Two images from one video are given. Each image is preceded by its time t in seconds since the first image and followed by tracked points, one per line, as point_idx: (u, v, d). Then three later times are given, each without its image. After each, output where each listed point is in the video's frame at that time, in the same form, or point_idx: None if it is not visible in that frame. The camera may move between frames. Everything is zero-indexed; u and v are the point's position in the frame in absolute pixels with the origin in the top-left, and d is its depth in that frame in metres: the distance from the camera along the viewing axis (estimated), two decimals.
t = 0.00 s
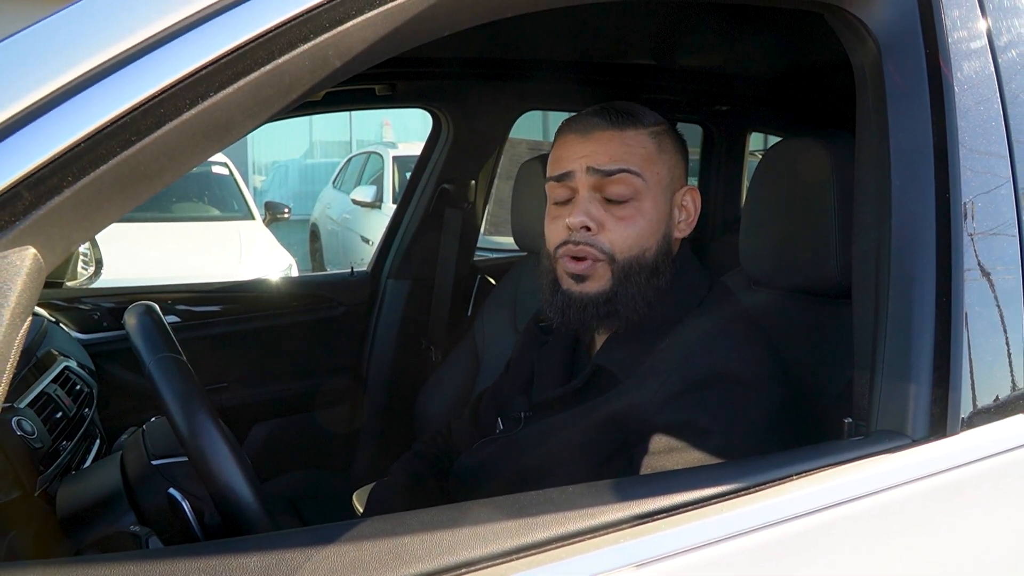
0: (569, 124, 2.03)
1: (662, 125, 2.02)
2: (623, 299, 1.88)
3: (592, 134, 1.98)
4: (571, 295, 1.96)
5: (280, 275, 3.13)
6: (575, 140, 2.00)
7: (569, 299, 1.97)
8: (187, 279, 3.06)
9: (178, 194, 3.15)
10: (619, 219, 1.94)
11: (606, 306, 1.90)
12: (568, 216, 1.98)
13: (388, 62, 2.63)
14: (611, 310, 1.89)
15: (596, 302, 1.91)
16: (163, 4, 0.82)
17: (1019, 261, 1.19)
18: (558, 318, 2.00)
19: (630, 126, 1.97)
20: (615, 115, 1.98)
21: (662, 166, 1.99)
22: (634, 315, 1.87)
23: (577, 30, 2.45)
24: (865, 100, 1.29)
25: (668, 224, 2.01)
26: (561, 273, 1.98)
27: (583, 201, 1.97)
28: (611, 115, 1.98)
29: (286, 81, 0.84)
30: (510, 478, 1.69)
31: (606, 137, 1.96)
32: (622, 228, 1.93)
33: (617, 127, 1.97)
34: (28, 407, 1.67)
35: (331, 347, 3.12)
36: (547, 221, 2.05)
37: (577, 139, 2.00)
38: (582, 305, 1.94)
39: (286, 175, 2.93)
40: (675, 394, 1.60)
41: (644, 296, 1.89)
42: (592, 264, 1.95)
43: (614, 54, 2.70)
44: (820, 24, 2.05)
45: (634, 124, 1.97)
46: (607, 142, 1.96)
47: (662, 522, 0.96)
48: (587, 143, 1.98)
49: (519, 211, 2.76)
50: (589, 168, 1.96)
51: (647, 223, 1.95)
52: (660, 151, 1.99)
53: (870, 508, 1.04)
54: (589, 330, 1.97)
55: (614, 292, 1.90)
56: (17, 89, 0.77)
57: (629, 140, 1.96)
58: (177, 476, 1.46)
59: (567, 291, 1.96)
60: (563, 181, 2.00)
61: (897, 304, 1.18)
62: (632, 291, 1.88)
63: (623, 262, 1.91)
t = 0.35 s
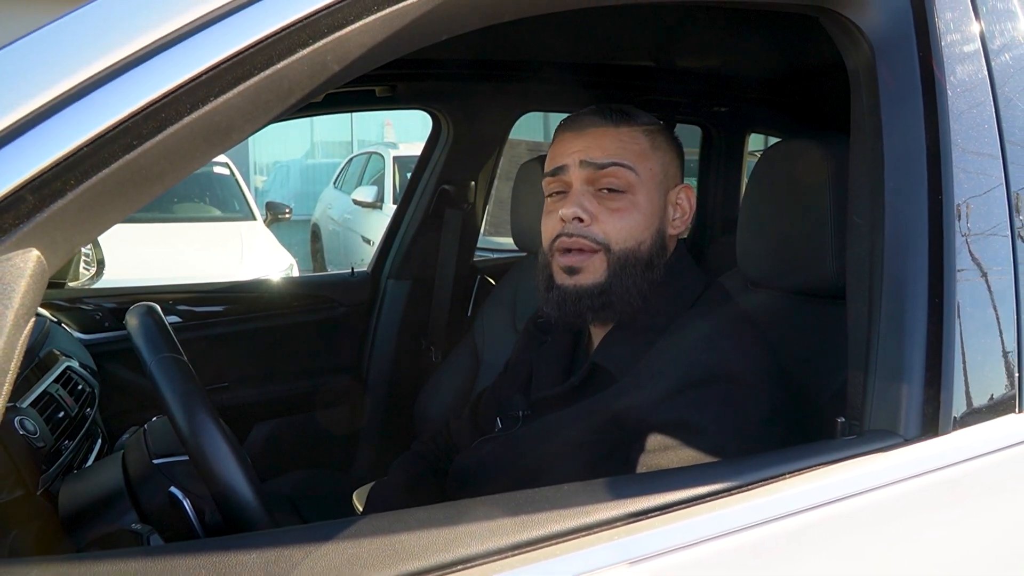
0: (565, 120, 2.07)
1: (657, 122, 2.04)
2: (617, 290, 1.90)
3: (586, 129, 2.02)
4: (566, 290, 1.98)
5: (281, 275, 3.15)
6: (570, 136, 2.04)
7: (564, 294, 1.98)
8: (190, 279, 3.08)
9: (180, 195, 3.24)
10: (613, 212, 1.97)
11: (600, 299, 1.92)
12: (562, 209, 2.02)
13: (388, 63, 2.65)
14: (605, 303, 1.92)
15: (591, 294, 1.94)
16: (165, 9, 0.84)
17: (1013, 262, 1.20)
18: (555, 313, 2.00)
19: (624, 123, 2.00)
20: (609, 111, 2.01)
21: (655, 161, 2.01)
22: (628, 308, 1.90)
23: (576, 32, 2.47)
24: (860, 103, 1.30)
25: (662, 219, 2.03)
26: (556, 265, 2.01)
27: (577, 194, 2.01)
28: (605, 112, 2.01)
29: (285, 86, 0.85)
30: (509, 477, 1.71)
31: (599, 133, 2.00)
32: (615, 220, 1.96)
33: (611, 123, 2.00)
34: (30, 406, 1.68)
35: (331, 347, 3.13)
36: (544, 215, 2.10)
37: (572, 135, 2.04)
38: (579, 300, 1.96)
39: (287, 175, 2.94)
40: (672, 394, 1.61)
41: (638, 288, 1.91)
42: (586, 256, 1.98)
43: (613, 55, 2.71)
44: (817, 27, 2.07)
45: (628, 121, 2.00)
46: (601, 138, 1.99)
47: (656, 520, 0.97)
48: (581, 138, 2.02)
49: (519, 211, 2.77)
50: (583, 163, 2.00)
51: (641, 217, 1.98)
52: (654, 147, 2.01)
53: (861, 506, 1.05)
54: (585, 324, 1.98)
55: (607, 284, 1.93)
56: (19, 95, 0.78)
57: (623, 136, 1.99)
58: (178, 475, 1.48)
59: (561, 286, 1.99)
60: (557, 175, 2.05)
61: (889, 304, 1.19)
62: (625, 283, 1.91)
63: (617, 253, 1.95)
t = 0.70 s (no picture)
0: (566, 125, 2.06)
1: (659, 125, 2.03)
2: (621, 296, 1.90)
3: (588, 135, 2.01)
4: (570, 295, 1.98)
5: (283, 274, 3.15)
6: (572, 142, 2.04)
7: (568, 297, 1.99)
8: (189, 279, 3.08)
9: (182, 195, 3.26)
10: (616, 218, 1.97)
11: (604, 303, 1.92)
12: (566, 215, 2.03)
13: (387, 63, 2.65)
14: (608, 308, 1.91)
15: (595, 300, 1.93)
16: (165, 10, 0.84)
17: (1012, 260, 1.20)
18: (558, 317, 2.01)
19: (627, 127, 1.99)
20: (611, 115, 2.00)
21: (658, 166, 2.01)
22: (632, 312, 1.89)
23: (576, 32, 2.47)
24: (859, 102, 1.30)
25: (665, 223, 2.03)
26: (560, 270, 2.02)
27: (580, 201, 2.01)
28: (607, 116, 2.00)
29: (285, 85, 0.86)
30: (508, 476, 1.71)
31: (602, 138, 1.99)
32: (619, 227, 1.96)
33: (613, 128, 1.99)
34: (32, 405, 1.69)
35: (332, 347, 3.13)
36: (547, 220, 2.11)
37: (574, 140, 2.04)
38: (582, 304, 1.95)
39: (288, 175, 2.94)
40: (671, 392, 1.61)
41: (642, 294, 1.91)
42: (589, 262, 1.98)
43: (613, 55, 2.71)
44: (816, 27, 2.07)
45: (630, 125, 1.99)
46: (603, 144, 1.99)
47: (655, 517, 0.98)
48: (584, 144, 2.02)
49: (519, 211, 2.78)
50: (586, 169, 2.00)
51: (644, 223, 1.98)
52: (657, 152, 2.01)
53: (860, 504, 1.05)
54: (587, 327, 1.97)
55: (611, 290, 1.92)
56: (20, 95, 0.79)
57: (625, 142, 1.98)
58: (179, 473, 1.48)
59: (565, 291, 1.99)
60: (560, 181, 2.05)
61: (888, 303, 1.20)
62: (630, 288, 1.91)
63: (620, 260, 1.95)
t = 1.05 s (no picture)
0: (564, 126, 2.07)
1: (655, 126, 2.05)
2: (622, 294, 1.90)
3: (585, 134, 2.02)
4: (571, 290, 1.97)
5: (284, 274, 3.15)
6: (570, 142, 2.05)
7: (568, 295, 1.99)
8: (188, 279, 3.08)
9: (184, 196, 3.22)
10: (615, 217, 1.97)
11: (606, 302, 1.91)
12: (565, 215, 2.02)
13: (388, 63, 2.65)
14: (610, 307, 1.90)
15: (596, 298, 1.92)
16: (166, 12, 0.84)
17: (1013, 261, 1.20)
18: (557, 314, 2.01)
19: (623, 126, 2.00)
20: (608, 115, 2.01)
21: (655, 165, 2.02)
22: (634, 310, 1.88)
23: (577, 32, 2.46)
24: (859, 103, 1.31)
25: (663, 223, 2.04)
26: (560, 269, 2.01)
27: (579, 200, 2.01)
28: (604, 116, 2.01)
29: (287, 86, 0.86)
30: (509, 475, 1.71)
31: (600, 138, 2.00)
32: (618, 226, 1.97)
33: (611, 128, 2.00)
34: (33, 405, 1.69)
35: (332, 347, 3.14)
36: (545, 221, 2.11)
37: (572, 140, 2.05)
38: (582, 301, 1.95)
39: (288, 175, 2.92)
40: (671, 392, 1.61)
41: (643, 292, 1.90)
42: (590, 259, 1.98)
43: (613, 55, 2.71)
44: (818, 27, 2.07)
45: (627, 125, 2.00)
46: (601, 143, 2.00)
47: (655, 517, 0.98)
48: (581, 144, 2.03)
49: (520, 211, 2.78)
50: (584, 169, 2.00)
51: (643, 221, 1.99)
52: (654, 151, 2.02)
53: (860, 504, 1.05)
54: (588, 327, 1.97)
55: (612, 288, 1.92)
56: (21, 97, 0.79)
57: (622, 141, 1.99)
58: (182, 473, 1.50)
59: (566, 287, 1.98)
60: (559, 182, 2.06)
61: (888, 303, 1.20)
62: (630, 285, 1.91)
63: (620, 259, 1.95)
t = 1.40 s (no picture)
0: (551, 132, 2.07)
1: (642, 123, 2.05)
2: (626, 293, 1.90)
3: (577, 138, 2.02)
4: (572, 300, 1.97)
5: (284, 274, 3.15)
6: (559, 147, 2.05)
7: (571, 302, 1.98)
8: (188, 279, 3.07)
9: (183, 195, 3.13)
10: (612, 218, 1.98)
11: (610, 302, 1.92)
12: (561, 221, 2.04)
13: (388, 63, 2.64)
14: (615, 306, 1.90)
15: (600, 301, 1.93)
16: (162, 11, 0.84)
17: (1012, 260, 1.20)
18: (562, 322, 2.00)
19: (612, 126, 2.00)
20: (594, 117, 2.01)
21: (646, 162, 2.03)
22: (639, 309, 1.89)
23: (578, 32, 2.47)
24: (858, 102, 1.31)
25: (658, 218, 2.05)
26: (561, 276, 2.02)
27: (574, 204, 2.02)
28: (591, 119, 2.01)
29: (285, 85, 0.86)
30: (508, 474, 1.71)
31: (589, 141, 2.01)
32: (615, 227, 1.98)
33: (599, 129, 2.00)
34: (32, 405, 1.69)
35: (331, 347, 3.15)
36: (540, 228, 2.11)
37: (561, 146, 2.05)
38: (587, 307, 1.95)
39: (290, 175, 2.91)
40: (671, 392, 1.62)
41: (646, 289, 1.91)
42: (591, 264, 2.00)
43: (613, 55, 2.71)
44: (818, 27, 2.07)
45: (615, 124, 2.00)
46: (591, 146, 2.00)
47: (653, 515, 0.98)
48: (571, 148, 2.03)
49: (520, 211, 2.78)
50: (576, 173, 2.01)
51: (639, 219, 2.00)
52: (643, 148, 2.03)
53: (858, 502, 1.05)
54: (589, 328, 1.97)
55: (615, 289, 1.93)
56: (18, 96, 0.79)
57: (612, 141, 2.00)
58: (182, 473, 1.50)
59: (567, 296, 1.99)
60: (553, 188, 2.06)
61: (886, 303, 1.20)
62: (633, 286, 1.91)
63: (621, 259, 1.97)
